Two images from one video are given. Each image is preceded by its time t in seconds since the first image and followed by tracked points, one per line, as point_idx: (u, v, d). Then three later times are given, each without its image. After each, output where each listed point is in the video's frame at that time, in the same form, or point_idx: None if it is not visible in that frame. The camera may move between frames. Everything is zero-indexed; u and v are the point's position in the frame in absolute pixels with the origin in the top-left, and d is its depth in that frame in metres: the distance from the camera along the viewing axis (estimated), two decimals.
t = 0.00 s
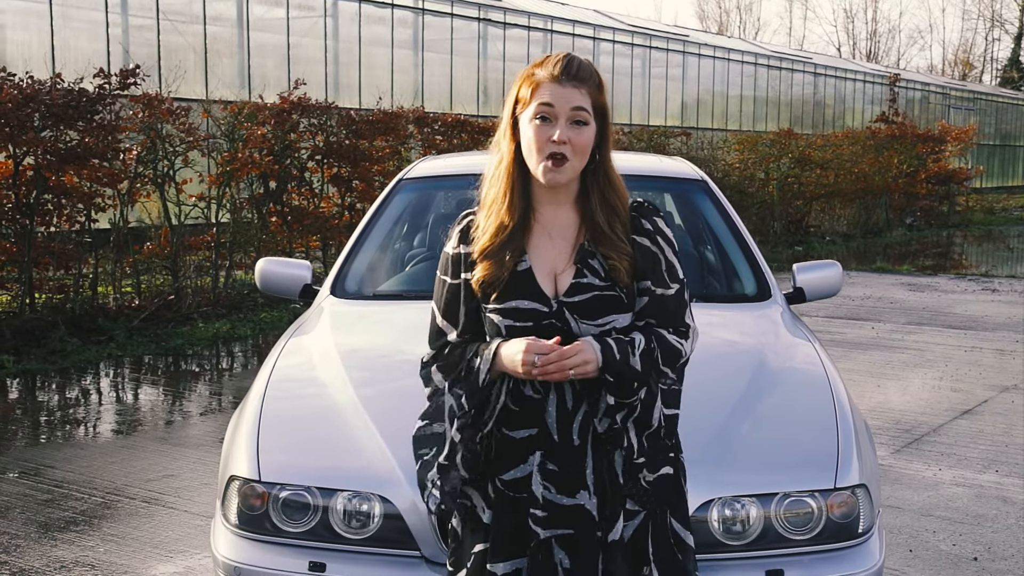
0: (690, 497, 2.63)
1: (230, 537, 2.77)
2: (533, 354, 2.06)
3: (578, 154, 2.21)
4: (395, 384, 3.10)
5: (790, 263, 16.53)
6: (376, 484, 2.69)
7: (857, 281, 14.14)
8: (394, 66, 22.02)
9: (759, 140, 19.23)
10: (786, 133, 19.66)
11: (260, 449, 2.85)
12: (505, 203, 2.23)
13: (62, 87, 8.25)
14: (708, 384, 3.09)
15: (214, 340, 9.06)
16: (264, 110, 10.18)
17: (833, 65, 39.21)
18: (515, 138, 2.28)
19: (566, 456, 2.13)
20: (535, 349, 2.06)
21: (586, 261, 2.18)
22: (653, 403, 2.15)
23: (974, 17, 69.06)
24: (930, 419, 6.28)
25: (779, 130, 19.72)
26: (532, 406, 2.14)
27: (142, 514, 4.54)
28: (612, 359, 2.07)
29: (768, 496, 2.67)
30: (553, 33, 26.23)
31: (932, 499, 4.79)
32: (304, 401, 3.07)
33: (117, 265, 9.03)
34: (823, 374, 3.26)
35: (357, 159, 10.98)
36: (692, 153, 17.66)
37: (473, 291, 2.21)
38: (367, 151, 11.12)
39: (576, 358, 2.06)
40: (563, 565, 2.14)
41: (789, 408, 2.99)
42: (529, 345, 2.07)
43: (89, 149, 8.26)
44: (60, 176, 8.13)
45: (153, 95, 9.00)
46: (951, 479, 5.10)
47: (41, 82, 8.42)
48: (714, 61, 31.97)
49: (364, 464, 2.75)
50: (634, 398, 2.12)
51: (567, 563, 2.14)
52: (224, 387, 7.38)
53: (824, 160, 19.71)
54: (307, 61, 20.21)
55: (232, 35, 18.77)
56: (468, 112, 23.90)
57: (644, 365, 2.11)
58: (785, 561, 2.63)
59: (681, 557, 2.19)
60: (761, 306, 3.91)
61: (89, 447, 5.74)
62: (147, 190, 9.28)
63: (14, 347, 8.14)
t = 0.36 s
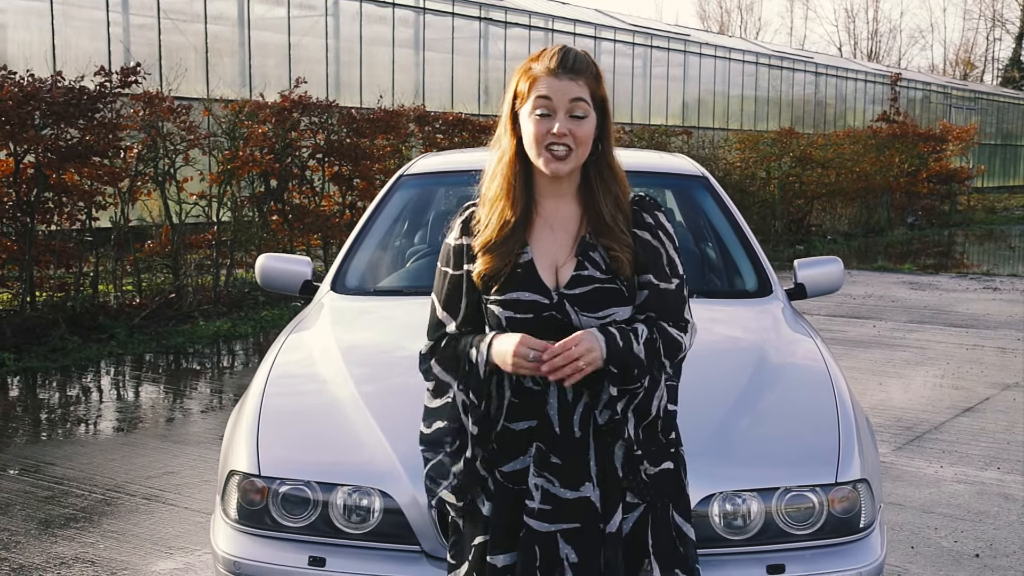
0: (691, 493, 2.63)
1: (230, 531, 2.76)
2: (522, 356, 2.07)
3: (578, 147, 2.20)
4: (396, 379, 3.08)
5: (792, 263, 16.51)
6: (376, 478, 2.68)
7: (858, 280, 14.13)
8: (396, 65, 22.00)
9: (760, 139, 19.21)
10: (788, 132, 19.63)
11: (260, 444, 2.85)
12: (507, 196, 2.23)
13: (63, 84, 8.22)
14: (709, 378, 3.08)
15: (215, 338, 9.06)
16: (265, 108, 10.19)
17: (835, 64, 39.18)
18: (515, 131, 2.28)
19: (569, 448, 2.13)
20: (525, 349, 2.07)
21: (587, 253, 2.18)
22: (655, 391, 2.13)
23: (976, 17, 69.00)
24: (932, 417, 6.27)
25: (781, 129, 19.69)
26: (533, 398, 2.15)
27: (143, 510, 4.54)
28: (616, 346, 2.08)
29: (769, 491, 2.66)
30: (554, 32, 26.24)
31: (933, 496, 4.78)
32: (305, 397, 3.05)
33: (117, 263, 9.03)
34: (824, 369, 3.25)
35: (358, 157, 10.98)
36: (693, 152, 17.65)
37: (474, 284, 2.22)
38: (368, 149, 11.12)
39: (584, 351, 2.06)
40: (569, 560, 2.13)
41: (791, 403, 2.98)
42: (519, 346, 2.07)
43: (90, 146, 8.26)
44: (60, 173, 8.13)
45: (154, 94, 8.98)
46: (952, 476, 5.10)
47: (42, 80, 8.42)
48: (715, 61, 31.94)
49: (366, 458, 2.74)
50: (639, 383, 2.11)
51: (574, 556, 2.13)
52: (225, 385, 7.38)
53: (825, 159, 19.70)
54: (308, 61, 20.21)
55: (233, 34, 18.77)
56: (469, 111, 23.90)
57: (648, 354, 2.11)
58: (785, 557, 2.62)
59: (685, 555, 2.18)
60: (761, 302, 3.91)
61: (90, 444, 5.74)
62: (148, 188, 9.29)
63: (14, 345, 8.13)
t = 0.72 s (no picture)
0: (691, 490, 2.62)
1: (230, 528, 2.76)
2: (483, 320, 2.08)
3: (578, 148, 2.20)
4: (397, 376, 3.08)
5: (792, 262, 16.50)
6: (376, 475, 2.68)
7: (858, 280, 14.12)
8: (396, 64, 22.00)
9: (761, 139, 19.19)
10: (788, 131, 19.61)
11: (260, 440, 2.84)
12: (506, 193, 2.24)
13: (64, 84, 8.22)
14: (709, 375, 3.07)
15: (215, 337, 9.06)
16: (266, 107, 10.21)
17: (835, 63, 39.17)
18: (515, 131, 2.28)
19: (568, 441, 2.14)
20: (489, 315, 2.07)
21: (588, 246, 2.20)
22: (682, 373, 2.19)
23: (976, 17, 68.95)
24: (932, 415, 6.27)
25: (781, 129, 19.67)
26: (533, 391, 2.17)
27: (143, 508, 4.54)
28: (642, 334, 2.09)
29: (769, 487, 2.66)
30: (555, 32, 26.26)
31: (934, 494, 4.78)
32: (305, 394, 3.04)
33: (118, 261, 9.03)
34: (825, 366, 3.24)
35: (358, 156, 10.98)
36: (694, 151, 17.64)
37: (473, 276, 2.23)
38: (368, 148, 11.12)
39: (616, 329, 2.05)
40: (571, 554, 2.13)
41: (791, 399, 2.97)
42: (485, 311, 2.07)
43: (90, 145, 8.26)
44: (61, 172, 8.13)
45: (155, 93, 9.00)
46: (953, 474, 5.10)
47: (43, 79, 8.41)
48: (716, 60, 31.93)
49: (366, 455, 2.74)
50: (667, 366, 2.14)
51: (576, 551, 2.13)
52: (226, 383, 7.38)
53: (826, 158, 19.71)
54: (308, 60, 20.21)
55: (233, 33, 18.78)
56: (470, 110, 23.90)
57: (666, 338, 2.13)
58: (786, 553, 2.62)
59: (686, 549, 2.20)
60: (762, 299, 3.91)
61: (90, 442, 5.74)
62: (148, 187, 9.28)
63: (15, 344, 8.13)
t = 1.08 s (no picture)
0: (691, 488, 2.62)
1: (230, 525, 2.76)
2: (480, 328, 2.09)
3: (578, 143, 2.21)
4: (397, 374, 3.08)
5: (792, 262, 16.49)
6: (375, 472, 2.69)
7: (858, 279, 14.12)
8: (397, 64, 22.00)
9: (761, 138, 19.18)
10: (789, 131, 19.60)
11: (260, 439, 2.84)
12: (506, 190, 2.24)
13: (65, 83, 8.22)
14: (710, 373, 3.06)
15: (216, 336, 9.06)
16: (267, 106, 10.22)
17: (836, 63, 39.16)
18: (515, 124, 2.29)
19: (561, 439, 2.14)
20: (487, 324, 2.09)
21: (587, 245, 2.19)
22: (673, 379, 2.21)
23: (977, 16, 68.93)
24: (933, 414, 6.28)
25: (782, 129, 19.66)
26: (531, 388, 2.17)
27: (143, 506, 4.54)
28: (634, 337, 2.09)
29: (769, 485, 2.66)
30: (555, 31, 26.25)
31: (935, 492, 4.78)
32: (305, 392, 3.03)
33: (118, 260, 9.03)
34: (825, 364, 3.24)
35: (359, 155, 10.99)
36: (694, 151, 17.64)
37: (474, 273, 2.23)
38: (369, 148, 11.13)
39: (604, 336, 2.05)
40: (558, 551, 2.15)
41: (791, 398, 2.97)
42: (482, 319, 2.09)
43: (90, 145, 8.27)
44: (62, 171, 8.13)
45: (155, 91, 9.00)
46: (954, 472, 5.10)
47: (44, 78, 8.41)
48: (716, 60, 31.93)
49: (366, 453, 2.73)
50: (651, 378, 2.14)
51: (563, 547, 2.15)
52: (226, 382, 7.39)
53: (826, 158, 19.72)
54: (309, 60, 20.20)
55: (233, 33, 18.77)
56: (470, 109, 23.92)
57: (661, 344, 2.12)
58: (786, 551, 2.62)
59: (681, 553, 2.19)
60: (763, 297, 3.91)
61: (90, 441, 5.74)
62: (149, 186, 9.28)
63: (16, 343, 8.13)
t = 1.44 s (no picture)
0: (692, 487, 2.62)
1: (230, 525, 2.76)
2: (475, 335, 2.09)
3: (579, 141, 2.21)
4: (398, 373, 3.07)
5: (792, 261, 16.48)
6: (376, 471, 2.68)
7: (859, 279, 14.11)
8: (397, 63, 22.00)
9: (761, 138, 19.17)
10: (789, 130, 19.59)
11: (260, 438, 2.84)
12: (506, 189, 2.24)
13: (65, 83, 8.22)
14: (711, 374, 3.05)
15: (216, 336, 9.06)
16: (267, 106, 10.21)
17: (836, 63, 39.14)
18: (517, 123, 2.29)
19: (563, 438, 2.14)
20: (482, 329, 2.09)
21: (588, 244, 2.19)
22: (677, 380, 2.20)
23: (977, 16, 68.91)
24: (933, 414, 6.27)
25: (782, 129, 19.66)
26: (532, 387, 2.16)
27: (143, 506, 4.54)
28: (636, 340, 2.08)
29: (770, 484, 2.66)
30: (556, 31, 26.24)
31: (935, 492, 4.78)
32: (305, 392, 3.03)
33: (119, 260, 9.05)
34: (825, 364, 3.24)
35: (359, 155, 10.99)
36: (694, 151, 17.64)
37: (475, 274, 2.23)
38: (369, 147, 11.13)
39: (609, 340, 2.05)
40: (559, 545, 2.14)
41: (792, 398, 2.96)
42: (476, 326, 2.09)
43: (90, 145, 8.25)
44: (62, 171, 8.12)
45: (155, 91, 9.00)
46: (954, 472, 5.10)
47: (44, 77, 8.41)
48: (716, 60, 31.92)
49: (366, 452, 2.73)
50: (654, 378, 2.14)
51: (564, 543, 2.15)
52: (226, 382, 7.39)
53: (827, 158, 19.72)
54: (309, 60, 20.20)
55: (234, 33, 18.77)
56: (471, 109, 23.93)
57: (664, 346, 2.12)
58: (787, 550, 2.62)
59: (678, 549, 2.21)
60: (763, 296, 3.91)
61: (91, 440, 5.74)
62: (150, 186, 9.28)
63: (16, 342, 8.13)
